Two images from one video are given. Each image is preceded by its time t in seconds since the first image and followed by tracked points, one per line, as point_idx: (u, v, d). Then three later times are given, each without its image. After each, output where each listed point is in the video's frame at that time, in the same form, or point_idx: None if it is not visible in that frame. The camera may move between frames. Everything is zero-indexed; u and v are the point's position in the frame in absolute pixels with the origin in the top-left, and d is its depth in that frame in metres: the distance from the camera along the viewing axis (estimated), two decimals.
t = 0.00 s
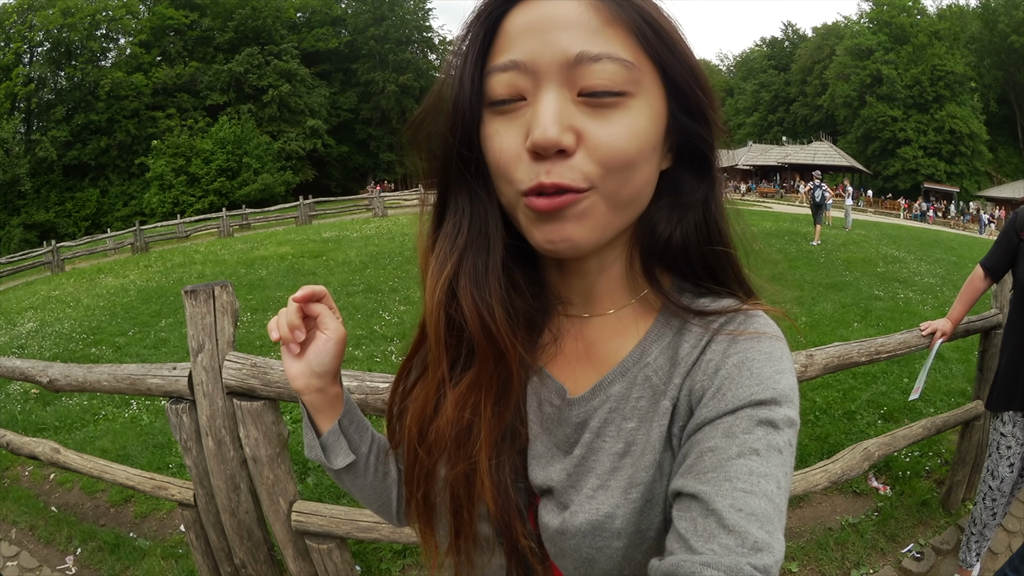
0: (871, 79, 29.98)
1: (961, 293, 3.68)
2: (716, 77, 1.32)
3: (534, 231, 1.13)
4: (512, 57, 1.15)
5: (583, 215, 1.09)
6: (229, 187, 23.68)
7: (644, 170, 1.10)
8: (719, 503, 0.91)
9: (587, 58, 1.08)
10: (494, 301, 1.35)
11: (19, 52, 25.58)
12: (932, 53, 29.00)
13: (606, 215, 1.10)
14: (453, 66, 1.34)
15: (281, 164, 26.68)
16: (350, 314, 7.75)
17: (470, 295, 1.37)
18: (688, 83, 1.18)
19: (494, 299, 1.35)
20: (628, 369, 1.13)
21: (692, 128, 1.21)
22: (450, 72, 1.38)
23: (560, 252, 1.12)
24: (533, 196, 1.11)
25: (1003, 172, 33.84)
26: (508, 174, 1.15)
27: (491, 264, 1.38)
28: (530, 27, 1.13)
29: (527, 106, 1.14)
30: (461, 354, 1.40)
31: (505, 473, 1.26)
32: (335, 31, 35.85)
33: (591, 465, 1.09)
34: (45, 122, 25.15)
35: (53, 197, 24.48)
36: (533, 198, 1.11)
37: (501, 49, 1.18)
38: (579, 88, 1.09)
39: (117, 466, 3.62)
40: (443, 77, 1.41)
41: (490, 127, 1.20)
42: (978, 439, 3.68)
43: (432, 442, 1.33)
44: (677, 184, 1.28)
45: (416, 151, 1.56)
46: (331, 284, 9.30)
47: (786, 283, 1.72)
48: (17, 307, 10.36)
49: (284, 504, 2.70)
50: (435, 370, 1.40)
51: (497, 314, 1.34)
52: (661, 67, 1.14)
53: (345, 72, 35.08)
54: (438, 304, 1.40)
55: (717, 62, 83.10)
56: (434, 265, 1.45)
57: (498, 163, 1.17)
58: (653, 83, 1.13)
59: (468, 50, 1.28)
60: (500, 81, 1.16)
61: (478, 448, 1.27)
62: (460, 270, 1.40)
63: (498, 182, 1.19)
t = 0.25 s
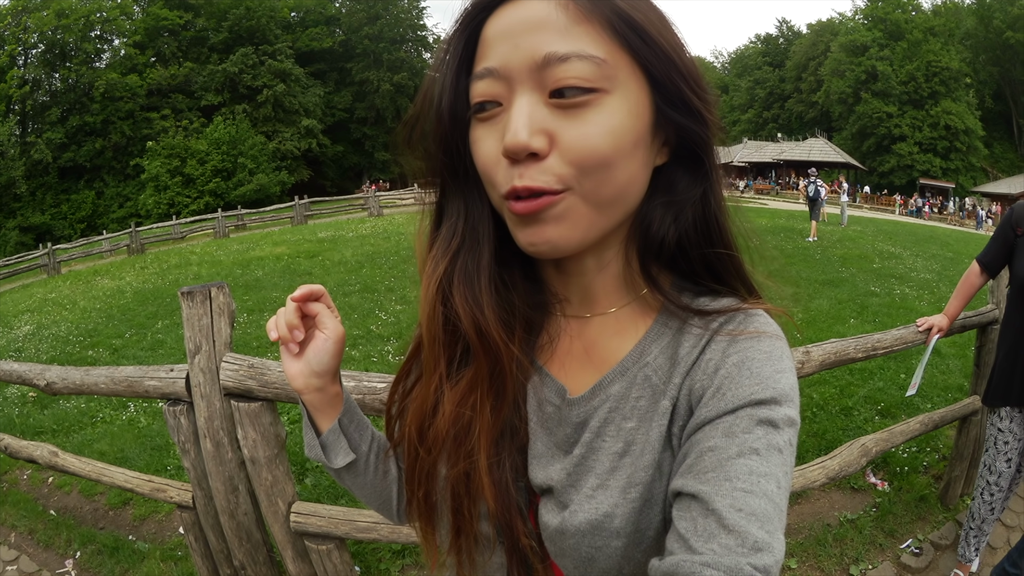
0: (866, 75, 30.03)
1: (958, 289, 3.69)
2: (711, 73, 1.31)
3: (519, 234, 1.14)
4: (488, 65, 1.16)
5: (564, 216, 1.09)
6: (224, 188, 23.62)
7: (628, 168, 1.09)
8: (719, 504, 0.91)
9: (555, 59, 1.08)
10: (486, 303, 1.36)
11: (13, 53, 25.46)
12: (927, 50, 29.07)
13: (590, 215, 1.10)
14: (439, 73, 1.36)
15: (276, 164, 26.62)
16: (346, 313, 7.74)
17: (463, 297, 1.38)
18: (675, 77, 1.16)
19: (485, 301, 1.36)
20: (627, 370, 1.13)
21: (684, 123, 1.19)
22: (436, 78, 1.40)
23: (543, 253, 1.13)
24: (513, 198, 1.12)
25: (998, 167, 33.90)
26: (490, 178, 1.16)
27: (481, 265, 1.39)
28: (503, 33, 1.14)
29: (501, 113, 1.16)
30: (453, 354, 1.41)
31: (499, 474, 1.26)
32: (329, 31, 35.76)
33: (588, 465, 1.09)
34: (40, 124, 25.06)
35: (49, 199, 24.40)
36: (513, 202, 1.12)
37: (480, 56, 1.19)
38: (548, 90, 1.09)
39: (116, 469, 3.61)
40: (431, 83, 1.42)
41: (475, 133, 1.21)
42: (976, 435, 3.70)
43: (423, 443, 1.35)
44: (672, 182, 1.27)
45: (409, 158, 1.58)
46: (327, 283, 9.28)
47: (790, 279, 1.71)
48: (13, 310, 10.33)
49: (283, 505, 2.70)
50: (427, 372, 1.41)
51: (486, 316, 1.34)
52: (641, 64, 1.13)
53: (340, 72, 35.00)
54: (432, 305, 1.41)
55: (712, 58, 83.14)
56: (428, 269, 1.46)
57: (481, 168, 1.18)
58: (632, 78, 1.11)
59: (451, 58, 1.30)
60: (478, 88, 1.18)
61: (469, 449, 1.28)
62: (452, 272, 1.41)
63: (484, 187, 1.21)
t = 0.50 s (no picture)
0: (860, 75, 30.12)
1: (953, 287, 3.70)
2: (709, 72, 1.31)
3: (512, 235, 1.15)
4: (479, 68, 1.17)
5: (555, 217, 1.10)
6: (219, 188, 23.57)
7: (622, 167, 1.09)
8: (719, 503, 0.92)
9: (542, 62, 1.09)
10: (483, 303, 1.36)
11: (7, 54, 25.35)
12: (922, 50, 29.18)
13: (584, 215, 1.10)
14: (434, 77, 1.37)
15: (270, 164, 26.57)
16: (341, 314, 7.73)
17: (461, 297, 1.38)
18: (669, 74, 1.16)
19: (482, 302, 1.36)
20: (627, 369, 1.14)
21: (679, 121, 1.19)
22: (431, 80, 1.41)
23: (536, 253, 1.13)
24: (506, 199, 1.13)
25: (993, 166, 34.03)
26: (483, 180, 1.17)
27: (479, 266, 1.40)
28: (492, 36, 1.14)
29: (493, 115, 1.17)
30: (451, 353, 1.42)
31: (497, 475, 1.26)
32: (324, 31, 35.70)
33: (587, 464, 1.10)
34: (34, 125, 24.96)
35: (43, 200, 24.31)
36: (506, 201, 1.13)
37: (470, 60, 1.20)
38: (537, 91, 1.10)
39: (112, 470, 3.60)
40: (424, 87, 1.43)
41: (470, 135, 1.22)
42: (971, 433, 3.72)
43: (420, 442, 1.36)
44: (668, 181, 1.26)
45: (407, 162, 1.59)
46: (322, 284, 9.27)
47: (789, 277, 1.70)
48: (8, 312, 10.28)
49: (279, 506, 2.69)
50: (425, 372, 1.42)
51: (482, 316, 1.35)
52: (632, 63, 1.12)
53: (334, 72, 34.95)
54: (431, 306, 1.42)
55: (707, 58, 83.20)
56: (427, 269, 1.47)
57: (475, 171, 1.19)
58: (621, 76, 1.11)
59: (445, 63, 1.33)
60: (470, 92, 1.19)
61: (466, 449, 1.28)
62: (450, 274, 1.42)
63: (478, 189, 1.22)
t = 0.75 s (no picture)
0: (847, 70, 30.32)
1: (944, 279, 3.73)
2: (702, 71, 1.32)
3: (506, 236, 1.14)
4: (467, 71, 1.17)
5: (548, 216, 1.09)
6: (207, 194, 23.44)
7: (616, 165, 1.09)
8: (719, 502, 0.92)
9: (531, 62, 1.09)
10: (481, 305, 1.37)
11: None
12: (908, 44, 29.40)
13: (580, 215, 1.10)
14: (426, 80, 1.36)
15: (259, 169, 26.45)
16: (331, 318, 7.71)
17: (459, 300, 1.39)
18: (659, 73, 1.16)
19: (480, 304, 1.37)
20: (626, 367, 1.14)
21: (673, 119, 1.19)
22: (422, 84, 1.41)
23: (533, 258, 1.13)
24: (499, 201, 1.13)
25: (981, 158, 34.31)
26: (477, 182, 1.17)
27: (476, 268, 1.41)
28: (480, 38, 1.14)
29: (483, 118, 1.16)
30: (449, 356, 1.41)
31: (498, 477, 1.26)
32: (311, 33, 35.59)
33: (586, 465, 1.10)
34: (22, 133, 24.76)
35: (32, 209, 24.11)
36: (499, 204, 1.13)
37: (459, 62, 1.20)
38: (527, 91, 1.10)
39: (106, 480, 3.57)
40: (416, 90, 1.43)
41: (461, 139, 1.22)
42: (965, 423, 3.75)
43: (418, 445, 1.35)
44: (662, 178, 1.27)
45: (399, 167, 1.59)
46: (311, 288, 9.23)
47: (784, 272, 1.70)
48: None
49: (274, 513, 2.68)
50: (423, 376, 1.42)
51: (480, 318, 1.35)
52: (620, 61, 1.12)
53: (321, 75, 34.84)
54: (429, 308, 1.41)
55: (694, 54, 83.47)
56: (424, 272, 1.47)
57: (467, 174, 1.19)
58: (610, 74, 1.11)
59: (435, 65, 1.33)
60: (460, 95, 1.19)
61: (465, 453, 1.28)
62: (448, 276, 1.42)
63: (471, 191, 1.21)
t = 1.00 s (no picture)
0: (845, 73, 30.41)
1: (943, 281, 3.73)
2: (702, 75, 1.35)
3: (527, 232, 1.14)
4: (492, 58, 1.15)
5: (574, 212, 1.10)
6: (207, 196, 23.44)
7: (632, 163, 1.11)
8: (718, 503, 0.92)
9: (566, 53, 1.09)
10: (486, 304, 1.35)
11: None
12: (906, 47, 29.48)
13: (596, 212, 1.10)
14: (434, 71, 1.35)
15: (258, 171, 26.46)
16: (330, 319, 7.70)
17: (462, 300, 1.37)
18: (674, 77, 1.19)
19: (485, 303, 1.35)
20: (626, 366, 1.14)
21: (679, 120, 1.22)
22: (431, 76, 1.38)
23: (554, 254, 1.12)
24: (518, 195, 1.13)
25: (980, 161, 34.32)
26: (495, 173, 1.15)
27: (480, 267, 1.38)
28: (509, 26, 1.14)
29: (508, 106, 1.15)
30: (452, 357, 1.40)
31: (502, 478, 1.26)
32: (311, 36, 35.66)
33: (588, 464, 1.10)
34: (21, 134, 24.76)
35: (31, 210, 24.11)
36: (518, 197, 1.13)
37: (481, 51, 1.19)
38: (558, 83, 1.10)
39: (105, 480, 3.56)
40: (425, 81, 1.41)
41: (474, 131, 1.21)
42: (964, 425, 3.75)
43: (425, 444, 1.33)
44: (667, 178, 1.29)
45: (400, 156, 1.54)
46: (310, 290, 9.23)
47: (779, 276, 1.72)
48: None
49: (273, 513, 2.68)
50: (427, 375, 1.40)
51: (488, 318, 1.34)
52: (643, 61, 1.15)
53: (320, 77, 34.89)
54: (431, 307, 1.39)
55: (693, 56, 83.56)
56: (424, 268, 1.45)
57: (483, 167, 1.18)
58: (636, 75, 1.13)
59: (448, 54, 1.28)
60: (482, 81, 1.17)
61: (475, 452, 1.27)
62: (450, 274, 1.40)
63: (486, 182, 1.20)
